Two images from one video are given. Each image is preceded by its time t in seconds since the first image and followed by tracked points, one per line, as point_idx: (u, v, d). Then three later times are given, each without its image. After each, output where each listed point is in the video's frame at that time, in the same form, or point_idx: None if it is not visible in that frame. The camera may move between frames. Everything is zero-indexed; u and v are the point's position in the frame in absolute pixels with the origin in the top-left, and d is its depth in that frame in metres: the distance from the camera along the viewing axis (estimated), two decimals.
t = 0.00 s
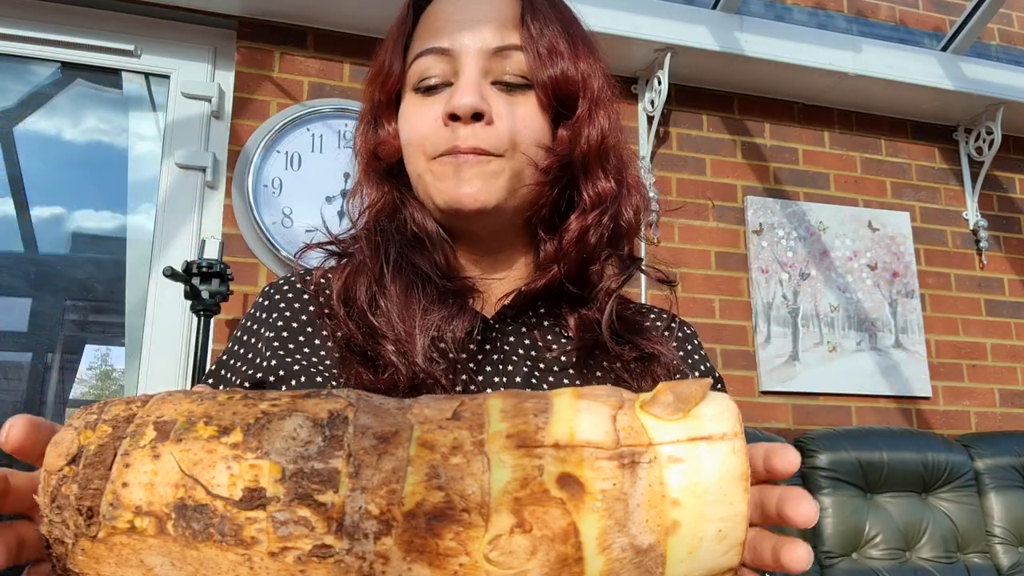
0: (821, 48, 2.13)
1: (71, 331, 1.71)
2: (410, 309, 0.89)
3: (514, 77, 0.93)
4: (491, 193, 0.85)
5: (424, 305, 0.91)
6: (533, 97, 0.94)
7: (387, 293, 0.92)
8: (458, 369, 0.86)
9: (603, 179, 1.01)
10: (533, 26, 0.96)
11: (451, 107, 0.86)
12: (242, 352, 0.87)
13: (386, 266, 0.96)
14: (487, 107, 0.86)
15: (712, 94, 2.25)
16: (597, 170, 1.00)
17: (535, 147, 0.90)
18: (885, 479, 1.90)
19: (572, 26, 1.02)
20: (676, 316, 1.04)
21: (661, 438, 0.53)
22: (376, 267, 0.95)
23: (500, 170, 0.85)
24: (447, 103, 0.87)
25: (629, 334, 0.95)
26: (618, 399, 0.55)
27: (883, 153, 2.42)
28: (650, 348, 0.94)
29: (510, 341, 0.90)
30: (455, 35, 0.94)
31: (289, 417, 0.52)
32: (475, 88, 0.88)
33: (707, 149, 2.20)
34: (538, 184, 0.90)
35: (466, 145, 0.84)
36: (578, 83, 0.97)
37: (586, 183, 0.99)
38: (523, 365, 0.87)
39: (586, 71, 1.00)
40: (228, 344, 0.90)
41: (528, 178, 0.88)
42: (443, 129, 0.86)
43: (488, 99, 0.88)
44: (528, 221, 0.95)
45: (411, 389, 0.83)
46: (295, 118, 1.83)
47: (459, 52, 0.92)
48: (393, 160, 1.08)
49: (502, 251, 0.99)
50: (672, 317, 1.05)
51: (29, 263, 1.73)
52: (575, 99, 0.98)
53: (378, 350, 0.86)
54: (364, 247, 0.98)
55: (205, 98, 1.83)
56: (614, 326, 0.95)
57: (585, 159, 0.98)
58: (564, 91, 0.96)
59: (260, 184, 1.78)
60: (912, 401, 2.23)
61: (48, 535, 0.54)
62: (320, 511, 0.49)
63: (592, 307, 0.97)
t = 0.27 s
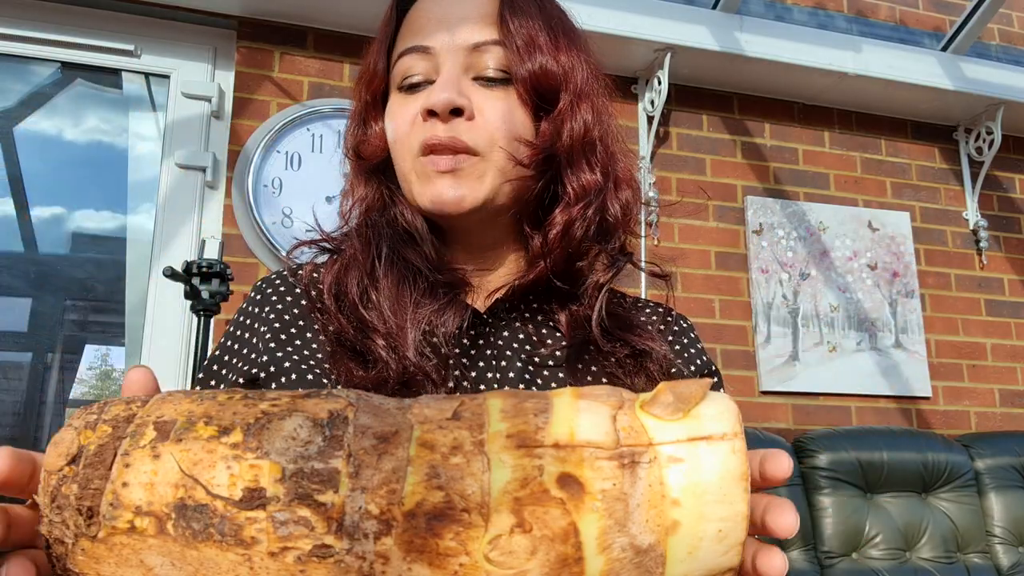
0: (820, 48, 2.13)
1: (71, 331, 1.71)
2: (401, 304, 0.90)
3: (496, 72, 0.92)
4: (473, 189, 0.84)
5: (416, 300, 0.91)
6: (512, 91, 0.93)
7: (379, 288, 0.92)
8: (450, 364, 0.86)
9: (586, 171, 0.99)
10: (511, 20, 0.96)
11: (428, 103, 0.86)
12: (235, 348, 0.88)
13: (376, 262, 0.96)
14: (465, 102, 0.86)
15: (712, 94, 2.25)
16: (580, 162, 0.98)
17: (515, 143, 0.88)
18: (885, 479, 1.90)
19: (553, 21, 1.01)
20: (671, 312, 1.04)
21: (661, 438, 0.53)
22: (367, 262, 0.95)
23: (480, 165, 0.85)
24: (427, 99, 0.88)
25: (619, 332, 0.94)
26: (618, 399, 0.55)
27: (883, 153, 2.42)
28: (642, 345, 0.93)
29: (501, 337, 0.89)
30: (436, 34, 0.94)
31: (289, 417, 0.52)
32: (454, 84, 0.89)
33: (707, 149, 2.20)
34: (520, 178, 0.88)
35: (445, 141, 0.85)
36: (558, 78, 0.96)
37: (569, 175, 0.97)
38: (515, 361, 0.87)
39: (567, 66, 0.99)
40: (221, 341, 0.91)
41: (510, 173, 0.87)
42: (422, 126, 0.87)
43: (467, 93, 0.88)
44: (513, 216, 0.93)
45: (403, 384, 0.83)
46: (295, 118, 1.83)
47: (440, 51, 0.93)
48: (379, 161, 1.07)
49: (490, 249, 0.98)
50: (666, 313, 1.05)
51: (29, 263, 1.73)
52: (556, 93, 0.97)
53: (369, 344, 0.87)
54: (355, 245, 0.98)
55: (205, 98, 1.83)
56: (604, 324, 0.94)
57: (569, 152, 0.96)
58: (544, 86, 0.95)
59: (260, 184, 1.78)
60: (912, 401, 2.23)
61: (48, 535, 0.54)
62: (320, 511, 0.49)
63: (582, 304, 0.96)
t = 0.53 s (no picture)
0: (820, 48, 2.13)
1: (71, 331, 1.71)
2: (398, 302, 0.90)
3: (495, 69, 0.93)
4: (470, 186, 0.84)
5: (412, 297, 0.91)
6: (511, 89, 0.94)
7: (376, 285, 0.92)
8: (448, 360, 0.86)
9: (586, 169, 1.00)
10: (509, 19, 0.97)
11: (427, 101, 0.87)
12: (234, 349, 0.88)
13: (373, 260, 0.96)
14: (463, 99, 0.87)
15: (712, 94, 2.25)
16: (580, 161, 0.99)
17: (513, 141, 0.89)
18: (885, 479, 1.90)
19: (551, 19, 1.02)
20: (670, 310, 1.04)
21: (661, 438, 0.53)
22: (363, 259, 0.95)
23: (479, 160, 0.85)
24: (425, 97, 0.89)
25: (620, 330, 0.95)
26: (618, 399, 0.55)
27: (883, 153, 2.42)
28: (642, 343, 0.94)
29: (497, 331, 0.89)
30: (434, 33, 0.96)
31: (289, 417, 0.52)
32: (452, 81, 0.90)
33: (707, 149, 2.20)
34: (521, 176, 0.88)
35: (443, 138, 0.85)
36: (557, 76, 0.97)
37: (569, 174, 0.98)
38: (514, 357, 0.86)
39: (566, 64, 0.99)
40: (220, 345, 0.91)
41: (510, 170, 0.87)
42: (420, 124, 0.88)
43: (464, 91, 0.89)
44: (513, 214, 0.94)
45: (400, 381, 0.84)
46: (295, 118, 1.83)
47: (439, 48, 0.94)
48: (376, 160, 1.07)
49: (489, 244, 0.98)
50: (665, 311, 1.05)
51: (29, 263, 1.73)
52: (555, 92, 0.97)
53: (365, 341, 0.86)
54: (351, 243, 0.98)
55: (205, 98, 1.83)
56: (604, 321, 0.94)
57: (567, 150, 0.97)
58: (542, 84, 0.96)
59: (260, 184, 1.78)
60: (912, 401, 2.23)
61: (48, 535, 0.54)
62: (320, 511, 0.49)
63: (582, 301, 0.96)
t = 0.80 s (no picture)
0: (820, 48, 2.13)
1: (72, 331, 1.71)
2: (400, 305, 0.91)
3: (502, 67, 0.92)
4: (484, 184, 0.85)
5: (415, 299, 0.92)
6: (518, 87, 0.94)
7: (377, 289, 0.94)
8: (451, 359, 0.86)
9: (591, 162, 1.01)
10: (512, 15, 0.97)
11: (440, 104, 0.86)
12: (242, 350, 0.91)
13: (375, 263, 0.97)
14: (475, 101, 0.86)
15: (712, 94, 2.25)
16: (585, 154, 1.00)
17: (524, 137, 0.90)
18: (885, 479, 1.90)
19: (548, 15, 1.02)
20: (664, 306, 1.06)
21: (661, 438, 0.53)
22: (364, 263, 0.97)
23: (491, 162, 0.85)
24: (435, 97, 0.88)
25: (621, 314, 0.96)
26: (618, 399, 0.55)
27: (883, 153, 2.42)
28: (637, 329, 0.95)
29: (501, 331, 0.88)
30: (436, 31, 0.94)
31: (289, 417, 0.52)
32: (462, 82, 0.89)
33: (707, 149, 2.20)
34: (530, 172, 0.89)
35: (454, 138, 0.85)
36: (562, 70, 0.98)
37: (575, 169, 0.99)
38: (518, 354, 0.86)
39: (568, 57, 1.00)
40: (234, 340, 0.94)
41: (519, 167, 0.87)
42: (432, 125, 0.87)
43: (474, 91, 0.89)
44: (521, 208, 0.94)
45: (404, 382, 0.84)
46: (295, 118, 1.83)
47: (442, 47, 0.93)
48: (381, 164, 1.07)
49: (495, 245, 0.97)
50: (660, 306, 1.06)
51: (29, 263, 1.73)
52: (560, 85, 0.98)
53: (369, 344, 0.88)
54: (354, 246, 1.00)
55: (205, 98, 1.83)
56: (605, 307, 0.95)
57: (573, 144, 0.98)
58: (549, 78, 0.96)
59: (260, 184, 1.78)
60: (912, 401, 2.23)
61: (48, 534, 0.54)
62: (320, 511, 0.49)
63: (582, 288, 0.97)
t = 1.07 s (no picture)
0: (820, 47, 2.13)
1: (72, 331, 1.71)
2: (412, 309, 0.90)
3: (499, 69, 0.93)
4: (497, 181, 0.84)
5: (425, 305, 0.91)
6: (517, 84, 0.94)
7: (386, 294, 0.92)
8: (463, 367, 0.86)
9: (590, 151, 1.02)
10: (501, 16, 0.98)
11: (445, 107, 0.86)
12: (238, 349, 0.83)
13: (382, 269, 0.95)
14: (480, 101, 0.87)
15: (712, 94, 2.24)
16: (584, 143, 1.01)
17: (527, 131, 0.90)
18: (885, 479, 1.90)
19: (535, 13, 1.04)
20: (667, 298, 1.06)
21: (661, 438, 0.53)
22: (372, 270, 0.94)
23: (502, 161, 0.85)
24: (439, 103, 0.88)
25: (627, 306, 0.98)
26: (617, 399, 0.55)
27: (883, 153, 2.42)
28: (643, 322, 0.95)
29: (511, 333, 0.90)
30: (430, 40, 0.95)
31: (289, 417, 0.52)
32: (463, 86, 0.89)
33: (707, 149, 2.20)
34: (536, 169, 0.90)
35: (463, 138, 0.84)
36: (555, 64, 0.99)
37: (576, 159, 1.00)
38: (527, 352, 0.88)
39: (560, 50, 1.01)
40: (230, 341, 0.85)
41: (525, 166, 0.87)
42: (438, 130, 0.86)
43: (476, 94, 0.89)
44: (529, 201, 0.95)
45: (415, 385, 0.82)
46: (294, 118, 1.83)
47: (438, 56, 0.93)
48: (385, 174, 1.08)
49: (502, 245, 0.97)
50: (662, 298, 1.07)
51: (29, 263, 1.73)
52: (555, 78, 0.99)
53: (380, 347, 0.86)
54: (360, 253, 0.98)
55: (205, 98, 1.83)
56: (610, 295, 0.98)
57: (573, 135, 0.99)
58: (544, 71, 0.97)
59: (261, 184, 1.78)
60: (912, 401, 2.23)
61: (48, 534, 0.54)
62: (320, 511, 0.49)
63: (589, 278, 0.99)
